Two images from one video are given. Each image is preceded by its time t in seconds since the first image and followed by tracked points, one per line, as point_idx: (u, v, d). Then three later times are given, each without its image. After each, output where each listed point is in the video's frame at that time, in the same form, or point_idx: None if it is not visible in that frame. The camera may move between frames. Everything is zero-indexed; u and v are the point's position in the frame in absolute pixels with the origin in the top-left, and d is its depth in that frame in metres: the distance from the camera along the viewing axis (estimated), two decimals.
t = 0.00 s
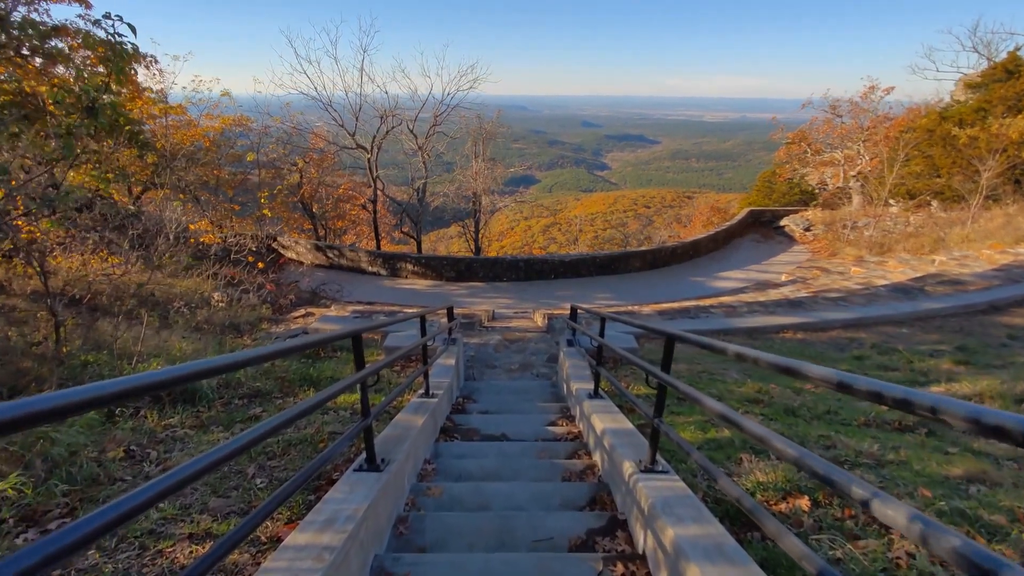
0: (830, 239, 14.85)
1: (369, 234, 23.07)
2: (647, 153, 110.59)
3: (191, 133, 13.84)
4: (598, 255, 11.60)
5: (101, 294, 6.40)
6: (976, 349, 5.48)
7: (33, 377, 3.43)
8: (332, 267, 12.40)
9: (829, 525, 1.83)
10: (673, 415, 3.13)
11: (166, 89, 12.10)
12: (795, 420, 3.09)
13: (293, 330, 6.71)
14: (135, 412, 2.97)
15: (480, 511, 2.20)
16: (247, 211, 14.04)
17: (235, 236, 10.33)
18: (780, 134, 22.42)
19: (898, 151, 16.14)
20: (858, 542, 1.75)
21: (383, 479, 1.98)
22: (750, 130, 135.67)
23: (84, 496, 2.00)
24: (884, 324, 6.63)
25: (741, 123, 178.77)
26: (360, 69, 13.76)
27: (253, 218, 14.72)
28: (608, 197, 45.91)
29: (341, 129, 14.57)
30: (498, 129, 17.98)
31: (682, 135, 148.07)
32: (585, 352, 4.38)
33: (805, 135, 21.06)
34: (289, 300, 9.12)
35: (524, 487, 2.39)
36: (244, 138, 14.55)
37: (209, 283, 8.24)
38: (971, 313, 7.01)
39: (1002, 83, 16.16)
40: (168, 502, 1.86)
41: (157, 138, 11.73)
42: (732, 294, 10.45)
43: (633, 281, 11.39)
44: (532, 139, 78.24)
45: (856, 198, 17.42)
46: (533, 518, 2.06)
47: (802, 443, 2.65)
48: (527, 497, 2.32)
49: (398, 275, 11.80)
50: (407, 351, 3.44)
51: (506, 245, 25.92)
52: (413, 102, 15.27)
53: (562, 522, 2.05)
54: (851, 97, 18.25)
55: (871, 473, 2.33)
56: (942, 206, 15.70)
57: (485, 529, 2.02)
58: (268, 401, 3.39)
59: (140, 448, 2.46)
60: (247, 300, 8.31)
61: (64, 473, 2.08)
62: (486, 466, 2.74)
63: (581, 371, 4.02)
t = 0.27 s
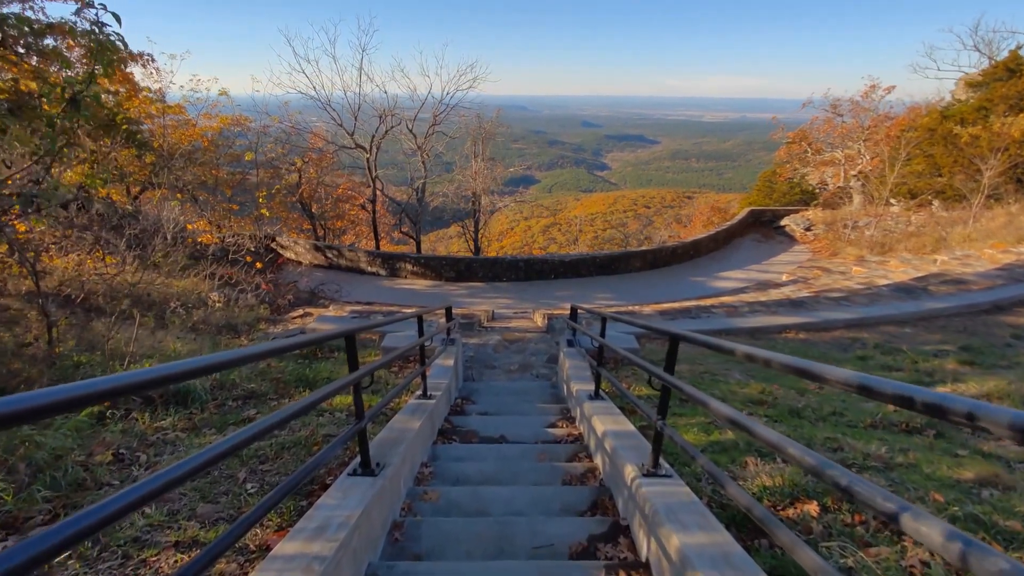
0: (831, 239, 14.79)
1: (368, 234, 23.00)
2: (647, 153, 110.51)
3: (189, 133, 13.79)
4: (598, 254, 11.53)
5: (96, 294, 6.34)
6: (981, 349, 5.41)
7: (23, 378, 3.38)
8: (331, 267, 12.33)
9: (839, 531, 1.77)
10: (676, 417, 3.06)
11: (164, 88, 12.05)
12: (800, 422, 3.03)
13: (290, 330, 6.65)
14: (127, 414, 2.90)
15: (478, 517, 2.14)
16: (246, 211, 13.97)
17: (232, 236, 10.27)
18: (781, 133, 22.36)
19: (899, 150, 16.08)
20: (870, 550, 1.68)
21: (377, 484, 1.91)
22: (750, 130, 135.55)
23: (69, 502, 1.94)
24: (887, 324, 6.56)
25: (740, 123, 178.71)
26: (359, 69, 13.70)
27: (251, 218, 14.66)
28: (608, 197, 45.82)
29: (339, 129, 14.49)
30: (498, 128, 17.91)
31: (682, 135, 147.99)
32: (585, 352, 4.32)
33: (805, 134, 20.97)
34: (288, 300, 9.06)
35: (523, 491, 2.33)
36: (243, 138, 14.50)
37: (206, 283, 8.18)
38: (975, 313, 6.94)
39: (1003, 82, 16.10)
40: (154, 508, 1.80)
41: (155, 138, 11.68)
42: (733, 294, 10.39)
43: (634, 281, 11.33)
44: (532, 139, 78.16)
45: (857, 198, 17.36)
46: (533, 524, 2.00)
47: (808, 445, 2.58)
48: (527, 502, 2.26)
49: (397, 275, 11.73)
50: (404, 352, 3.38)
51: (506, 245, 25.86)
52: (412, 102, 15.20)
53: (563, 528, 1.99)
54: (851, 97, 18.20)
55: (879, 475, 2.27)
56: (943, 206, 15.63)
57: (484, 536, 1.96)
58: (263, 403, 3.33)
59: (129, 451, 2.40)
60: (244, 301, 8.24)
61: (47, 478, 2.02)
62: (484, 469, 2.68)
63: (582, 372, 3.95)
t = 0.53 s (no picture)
0: (832, 239, 14.74)
1: (368, 234, 22.94)
2: (647, 153, 110.42)
3: (188, 133, 13.74)
4: (598, 254, 11.48)
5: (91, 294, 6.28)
6: (986, 349, 5.35)
7: (14, 380, 3.32)
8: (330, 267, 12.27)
9: (847, 538, 1.71)
10: (678, 419, 3.01)
11: (162, 87, 12.01)
12: (805, 424, 2.97)
13: (288, 330, 6.59)
14: (119, 416, 2.85)
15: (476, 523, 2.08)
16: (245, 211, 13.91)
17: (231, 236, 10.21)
18: (781, 133, 22.30)
19: (900, 150, 16.03)
20: (880, 558, 1.63)
21: (372, 489, 1.86)
22: (750, 130, 135.46)
23: (53, 508, 1.88)
24: (890, 325, 6.51)
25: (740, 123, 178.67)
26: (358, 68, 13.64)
27: (250, 218, 14.60)
28: (608, 197, 45.76)
29: (338, 129, 14.44)
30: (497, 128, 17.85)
31: (682, 135, 147.95)
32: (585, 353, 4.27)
33: (807, 134, 20.74)
34: (286, 300, 9.01)
35: (522, 496, 2.27)
36: (241, 138, 14.45)
37: (203, 283, 8.12)
38: (979, 313, 6.88)
39: (1004, 81, 16.06)
40: (141, 515, 1.75)
41: (153, 138, 11.64)
42: (734, 294, 10.34)
43: (634, 281, 11.28)
44: (532, 139, 78.11)
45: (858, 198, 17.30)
46: (533, 531, 1.94)
47: (814, 448, 2.53)
48: (527, 507, 2.20)
49: (396, 275, 11.67)
50: (402, 353, 3.33)
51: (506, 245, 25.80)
52: (411, 102, 15.15)
53: (565, 533, 1.93)
54: (852, 97, 18.15)
55: (887, 479, 2.22)
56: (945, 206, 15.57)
57: (482, 542, 1.90)
58: (258, 405, 3.27)
59: (119, 455, 2.35)
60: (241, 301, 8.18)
61: (32, 483, 1.97)
62: (483, 473, 2.62)
63: (582, 373, 3.90)
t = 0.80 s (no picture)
0: (833, 239, 14.69)
1: (368, 234, 22.87)
2: (647, 153, 110.36)
3: (186, 132, 13.68)
4: (599, 255, 11.42)
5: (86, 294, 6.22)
6: (990, 351, 5.30)
7: (4, 383, 3.26)
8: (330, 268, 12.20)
9: (858, 549, 1.66)
10: (682, 423, 2.95)
11: (161, 87, 11.96)
12: (810, 428, 2.92)
13: (286, 331, 6.53)
14: (111, 420, 2.79)
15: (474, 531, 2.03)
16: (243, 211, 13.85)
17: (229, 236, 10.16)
18: (781, 133, 22.24)
19: (902, 150, 15.97)
20: (895, 570, 1.57)
21: (366, 498, 1.80)
22: (750, 131, 135.45)
23: (37, 517, 1.83)
24: (893, 326, 6.45)
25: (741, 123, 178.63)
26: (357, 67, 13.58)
27: (248, 218, 14.53)
28: (608, 197, 45.69)
29: (338, 128, 14.37)
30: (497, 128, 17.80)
31: (682, 136, 147.93)
32: (587, 354, 4.21)
33: (807, 134, 20.54)
34: (284, 301, 8.96)
35: (522, 502, 2.21)
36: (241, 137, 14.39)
37: (200, 283, 8.06)
38: (983, 314, 6.82)
39: (1006, 82, 16.01)
40: (127, 524, 1.69)
41: (151, 137, 11.58)
42: (735, 294, 10.28)
43: (635, 282, 11.21)
44: (532, 139, 78.05)
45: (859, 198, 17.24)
46: (533, 539, 1.88)
47: (821, 453, 2.47)
48: (527, 514, 2.15)
49: (396, 275, 11.60)
50: (402, 354, 3.27)
51: (505, 245, 25.73)
52: (411, 102, 15.10)
53: (565, 543, 1.87)
54: (853, 97, 18.10)
55: (896, 486, 2.16)
56: (946, 206, 15.51)
57: (481, 552, 1.85)
58: (252, 409, 3.21)
59: (107, 460, 2.28)
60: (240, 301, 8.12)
61: (14, 491, 1.91)
62: (482, 478, 2.56)
63: (583, 375, 3.84)
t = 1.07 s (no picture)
0: (833, 240, 14.64)
1: (368, 234, 22.84)
2: (647, 154, 110.33)
3: (186, 132, 13.64)
4: (599, 255, 11.38)
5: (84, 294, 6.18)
6: (994, 352, 5.26)
7: None
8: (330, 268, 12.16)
9: (868, 559, 1.62)
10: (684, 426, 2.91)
11: (161, 86, 11.91)
12: (814, 432, 2.87)
13: (284, 332, 6.49)
14: (105, 423, 2.75)
15: (474, 538, 1.98)
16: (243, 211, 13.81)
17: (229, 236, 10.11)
18: (782, 134, 22.21)
19: (903, 150, 15.92)
20: None
21: (363, 506, 1.76)
22: (750, 131, 135.43)
23: (25, 525, 1.79)
24: (896, 327, 6.41)
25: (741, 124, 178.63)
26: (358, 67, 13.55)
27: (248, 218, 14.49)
28: (608, 197, 45.64)
29: (338, 128, 14.32)
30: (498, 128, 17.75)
31: (683, 136, 147.98)
32: (587, 356, 4.17)
33: (808, 134, 20.53)
34: (284, 301, 8.91)
35: (522, 508, 2.17)
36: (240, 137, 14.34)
37: (199, 284, 8.02)
38: (986, 315, 6.78)
39: (1007, 82, 15.97)
40: (117, 534, 1.65)
41: (151, 137, 11.54)
42: (736, 295, 10.25)
43: (635, 282, 11.17)
44: (533, 139, 78.01)
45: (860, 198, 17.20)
46: (533, 547, 1.84)
47: (826, 458, 2.43)
48: (526, 520, 2.11)
49: (396, 275, 11.56)
50: (400, 356, 3.22)
51: (506, 246, 25.70)
52: (411, 102, 15.07)
53: (566, 551, 1.83)
54: (854, 97, 18.07)
55: (904, 492, 2.11)
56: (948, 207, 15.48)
57: (480, 560, 1.80)
58: (248, 411, 3.17)
59: (99, 465, 2.24)
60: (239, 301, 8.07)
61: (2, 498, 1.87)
62: (481, 483, 2.52)
63: (584, 377, 3.80)
